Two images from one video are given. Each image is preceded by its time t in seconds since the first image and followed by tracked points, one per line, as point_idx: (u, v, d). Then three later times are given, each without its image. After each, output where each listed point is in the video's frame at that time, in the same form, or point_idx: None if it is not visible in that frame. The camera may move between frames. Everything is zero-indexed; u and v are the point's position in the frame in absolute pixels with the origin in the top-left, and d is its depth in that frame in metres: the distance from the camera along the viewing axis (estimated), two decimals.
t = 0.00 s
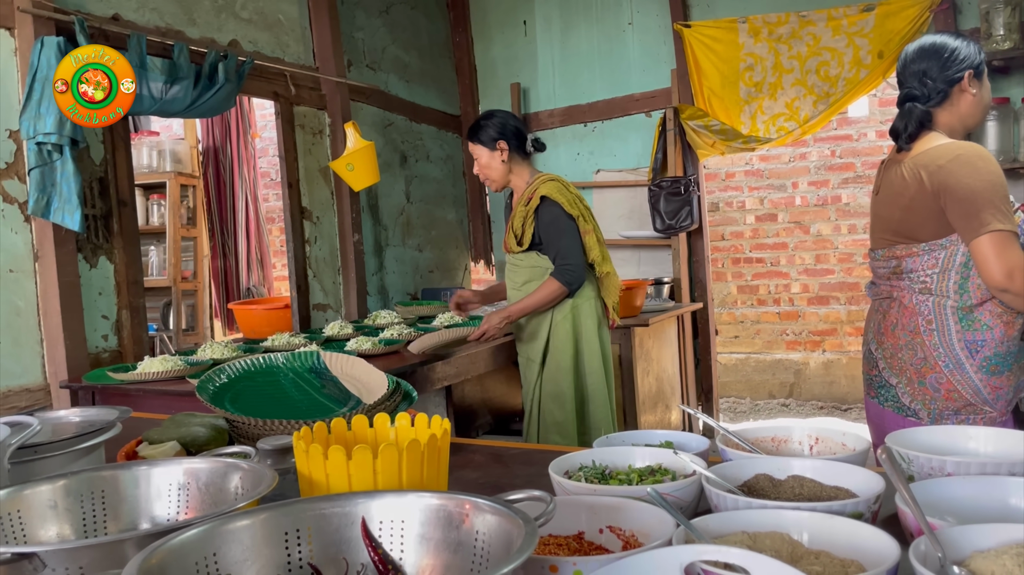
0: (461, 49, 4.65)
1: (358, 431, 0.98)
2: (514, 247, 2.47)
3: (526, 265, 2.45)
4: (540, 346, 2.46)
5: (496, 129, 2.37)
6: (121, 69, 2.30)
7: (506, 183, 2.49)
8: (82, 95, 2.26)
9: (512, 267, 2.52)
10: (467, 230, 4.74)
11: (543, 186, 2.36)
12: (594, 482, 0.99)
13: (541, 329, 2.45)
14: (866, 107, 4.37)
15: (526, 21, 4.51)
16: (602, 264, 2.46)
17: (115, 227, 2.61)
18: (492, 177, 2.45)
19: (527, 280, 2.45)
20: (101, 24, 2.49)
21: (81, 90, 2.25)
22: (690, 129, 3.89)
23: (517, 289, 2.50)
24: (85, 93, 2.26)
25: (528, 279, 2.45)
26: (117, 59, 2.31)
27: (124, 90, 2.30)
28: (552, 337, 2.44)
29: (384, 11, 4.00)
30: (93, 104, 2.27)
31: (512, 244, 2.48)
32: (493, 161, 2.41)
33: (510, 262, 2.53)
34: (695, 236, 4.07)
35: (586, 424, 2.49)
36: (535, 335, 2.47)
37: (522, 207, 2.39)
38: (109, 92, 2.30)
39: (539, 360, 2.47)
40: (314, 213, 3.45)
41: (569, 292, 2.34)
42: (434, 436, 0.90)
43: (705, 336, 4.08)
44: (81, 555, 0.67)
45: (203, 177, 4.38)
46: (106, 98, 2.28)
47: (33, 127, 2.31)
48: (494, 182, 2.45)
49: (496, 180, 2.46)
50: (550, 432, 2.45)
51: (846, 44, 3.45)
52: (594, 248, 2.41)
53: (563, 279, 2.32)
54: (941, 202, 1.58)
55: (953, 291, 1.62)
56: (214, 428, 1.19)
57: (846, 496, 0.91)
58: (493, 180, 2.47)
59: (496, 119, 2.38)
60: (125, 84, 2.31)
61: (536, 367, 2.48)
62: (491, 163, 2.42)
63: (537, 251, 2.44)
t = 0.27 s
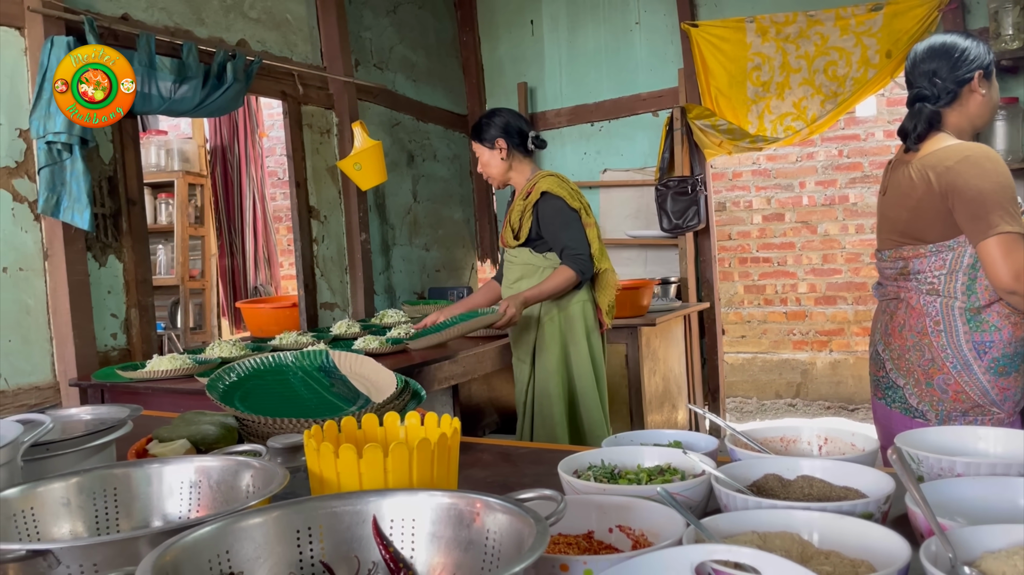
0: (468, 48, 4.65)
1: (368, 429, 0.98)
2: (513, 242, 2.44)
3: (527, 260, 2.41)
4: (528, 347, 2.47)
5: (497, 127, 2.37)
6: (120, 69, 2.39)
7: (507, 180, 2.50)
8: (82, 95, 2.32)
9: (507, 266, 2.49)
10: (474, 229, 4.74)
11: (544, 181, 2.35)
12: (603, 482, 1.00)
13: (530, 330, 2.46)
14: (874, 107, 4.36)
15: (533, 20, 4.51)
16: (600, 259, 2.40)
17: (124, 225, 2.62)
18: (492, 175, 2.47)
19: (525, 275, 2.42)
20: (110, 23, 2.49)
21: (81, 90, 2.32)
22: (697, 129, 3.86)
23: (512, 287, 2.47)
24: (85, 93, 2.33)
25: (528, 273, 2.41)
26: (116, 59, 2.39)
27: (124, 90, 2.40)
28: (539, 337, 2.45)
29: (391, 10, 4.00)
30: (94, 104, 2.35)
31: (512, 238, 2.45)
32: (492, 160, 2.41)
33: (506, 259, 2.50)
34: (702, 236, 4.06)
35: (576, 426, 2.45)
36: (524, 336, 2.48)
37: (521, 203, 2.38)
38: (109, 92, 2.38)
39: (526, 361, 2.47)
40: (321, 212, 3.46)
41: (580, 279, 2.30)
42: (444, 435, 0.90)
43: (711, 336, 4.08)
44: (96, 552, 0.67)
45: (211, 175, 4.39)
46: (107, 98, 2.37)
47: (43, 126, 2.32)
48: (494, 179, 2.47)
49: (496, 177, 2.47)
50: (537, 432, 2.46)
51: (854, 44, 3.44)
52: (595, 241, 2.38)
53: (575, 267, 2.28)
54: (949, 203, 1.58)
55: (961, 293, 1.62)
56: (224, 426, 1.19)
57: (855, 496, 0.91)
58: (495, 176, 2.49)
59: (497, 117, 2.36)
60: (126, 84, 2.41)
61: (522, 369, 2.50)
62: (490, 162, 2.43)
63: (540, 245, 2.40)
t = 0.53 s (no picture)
0: (475, 48, 4.66)
1: (381, 429, 0.98)
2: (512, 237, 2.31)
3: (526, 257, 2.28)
4: (523, 348, 2.29)
5: (507, 118, 2.34)
6: (120, 69, 2.37)
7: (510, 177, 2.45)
8: (82, 96, 2.30)
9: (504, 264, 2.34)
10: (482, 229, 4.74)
11: (548, 176, 2.24)
12: (616, 481, 0.99)
13: (526, 331, 2.29)
14: (883, 104, 4.35)
15: (541, 19, 4.50)
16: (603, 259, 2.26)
17: (134, 227, 2.63)
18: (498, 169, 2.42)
19: (524, 274, 2.27)
20: (120, 25, 2.50)
21: (81, 90, 2.30)
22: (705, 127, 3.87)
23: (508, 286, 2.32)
24: (85, 93, 2.31)
25: (527, 272, 2.27)
26: (117, 59, 2.37)
27: (124, 89, 2.38)
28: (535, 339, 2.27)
29: (399, 10, 4.01)
30: (93, 104, 2.33)
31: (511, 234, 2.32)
32: (500, 150, 2.36)
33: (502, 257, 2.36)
34: (711, 235, 4.05)
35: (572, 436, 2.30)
36: (518, 337, 2.31)
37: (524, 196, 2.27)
38: (109, 92, 2.35)
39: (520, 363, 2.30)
40: (330, 213, 3.47)
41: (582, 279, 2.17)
42: (457, 435, 0.90)
43: (721, 335, 4.07)
44: (112, 552, 0.67)
45: (220, 176, 4.41)
46: (106, 98, 2.34)
47: (53, 129, 2.33)
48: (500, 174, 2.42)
49: (501, 171, 2.41)
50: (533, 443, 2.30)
51: (863, 41, 3.43)
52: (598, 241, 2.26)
53: (578, 267, 2.15)
54: (960, 201, 1.57)
55: (972, 291, 1.61)
56: (236, 426, 1.20)
57: (870, 495, 0.91)
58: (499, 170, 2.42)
59: (507, 109, 2.35)
60: (125, 84, 2.38)
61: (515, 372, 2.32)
62: (498, 152, 2.37)
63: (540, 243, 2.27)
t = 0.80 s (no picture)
0: (484, 48, 4.66)
1: (392, 429, 0.99)
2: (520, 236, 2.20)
3: (535, 256, 2.17)
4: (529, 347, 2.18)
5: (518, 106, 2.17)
6: (120, 69, 2.32)
7: (513, 173, 2.25)
8: (82, 95, 2.27)
9: (508, 261, 2.23)
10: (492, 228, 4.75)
11: (560, 174, 2.13)
12: (628, 480, 0.99)
13: (532, 330, 2.17)
14: (894, 102, 4.33)
15: (549, 19, 4.50)
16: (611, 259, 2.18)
17: (146, 228, 2.65)
18: (506, 162, 2.20)
19: (531, 273, 2.17)
20: (131, 28, 2.52)
21: (81, 90, 2.27)
22: (715, 125, 3.89)
23: (513, 284, 2.22)
24: (85, 93, 2.28)
25: (535, 270, 2.17)
26: (117, 59, 2.33)
27: (124, 89, 2.32)
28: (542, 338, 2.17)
29: (408, 11, 4.02)
30: (94, 104, 2.29)
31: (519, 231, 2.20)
32: (512, 140, 2.17)
33: (505, 254, 2.25)
34: (721, 233, 4.04)
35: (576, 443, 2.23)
36: (523, 334, 2.19)
37: (536, 193, 2.13)
38: (109, 92, 2.31)
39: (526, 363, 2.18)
40: (340, 213, 3.48)
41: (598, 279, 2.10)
42: (468, 435, 0.90)
43: (732, 333, 4.06)
44: (128, 552, 0.67)
45: (230, 178, 4.43)
46: (106, 98, 2.30)
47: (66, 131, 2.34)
48: (508, 167, 2.20)
49: (508, 162, 2.20)
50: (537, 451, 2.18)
51: (874, 38, 3.41)
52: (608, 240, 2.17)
53: (592, 268, 2.07)
54: (972, 198, 1.56)
55: (984, 289, 1.60)
56: (248, 426, 1.21)
57: (883, 495, 0.91)
58: (505, 161, 2.20)
59: (518, 97, 2.18)
60: (125, 84, 2.33)
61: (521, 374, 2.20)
62: (509, 142, 2.17)
63: (549, 241, 2.18)
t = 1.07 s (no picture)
0: (495, 49, 4.65)
1: (407, 440, 0.98)
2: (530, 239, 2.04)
3: (542, 260, 2.00)
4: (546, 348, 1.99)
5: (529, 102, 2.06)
6: (120, 69, 2.33)
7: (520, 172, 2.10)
8: (82, 95, 2.29)
9: (509, 264, 2.06)
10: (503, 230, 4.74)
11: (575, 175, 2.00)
12: (646, 492, 0.98)
13: (550, 329, 1.99)
14: (908, 101, 4.29)
15: (560, 20, 4.48)
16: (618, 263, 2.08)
17: (159, 232, 2.66)
18: (517, 158, 2.05)
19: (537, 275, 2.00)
20: (144, 32, 2.53)
21: (81, 90, 2.29)
22: (728, 126, 3.85)
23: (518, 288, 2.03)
24: (85, 93, 2.29)
25: (540, 274, 1.99)
26: (117, 59, 2.34)
27: (124, 89, 2.33)
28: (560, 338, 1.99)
29: (419, 13, 4.01)
30: (93, 104, 2.30)
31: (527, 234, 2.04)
32: (524, 136, 2.04)
33: (506, 256, 2.07)
34: (734, 234, 4.01)
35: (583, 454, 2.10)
36: (537, 335, 2.01)
37: (552, 194, 1.98)
38: (109, 92, 2.32)
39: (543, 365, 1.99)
40: (352, 216, 3.48)
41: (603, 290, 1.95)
42: (485, 446, 0.89)
43: (744, 335, 4.04)
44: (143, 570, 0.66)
45: (242, 180, 4.44)
46: (106, 98, 2.31)
47: (79, 136, 2.35)
48: (518, 164, 2.05)
49: (518, 160, 2.05)
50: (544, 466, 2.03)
51: (888, 38, 3.37)
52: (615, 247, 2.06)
53: (596, 275, 1.92)
54: (991, 203, 1.54)
55: (1004, 295, 1.58)
56: (262, 433, 1.21)
57: (906, 507, 0.89)
58: (515, 158, 2.05)
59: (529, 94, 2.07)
60: (125, 84, 2.34)
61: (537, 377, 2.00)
62: (522, 137, 2.03)
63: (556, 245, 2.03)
